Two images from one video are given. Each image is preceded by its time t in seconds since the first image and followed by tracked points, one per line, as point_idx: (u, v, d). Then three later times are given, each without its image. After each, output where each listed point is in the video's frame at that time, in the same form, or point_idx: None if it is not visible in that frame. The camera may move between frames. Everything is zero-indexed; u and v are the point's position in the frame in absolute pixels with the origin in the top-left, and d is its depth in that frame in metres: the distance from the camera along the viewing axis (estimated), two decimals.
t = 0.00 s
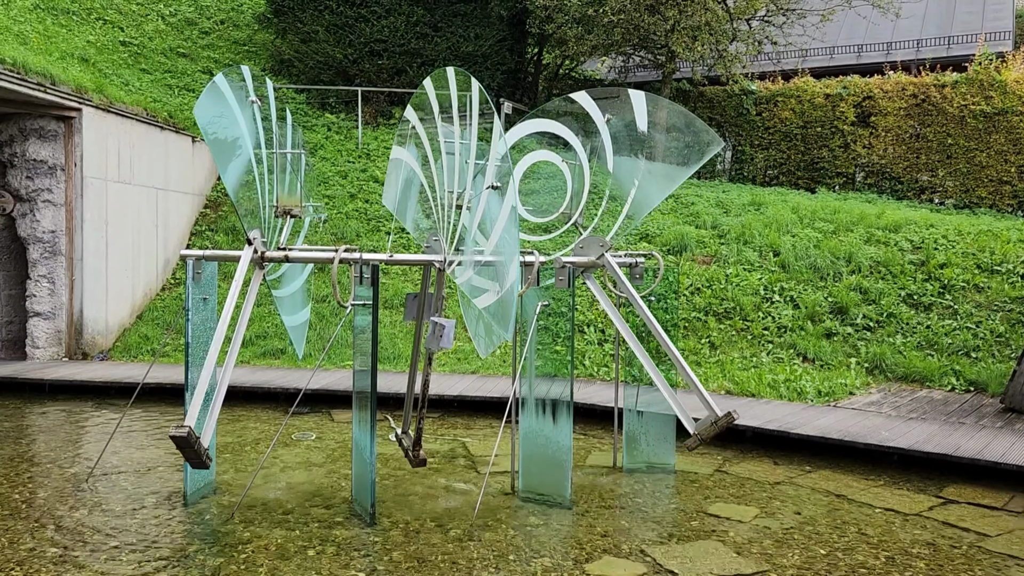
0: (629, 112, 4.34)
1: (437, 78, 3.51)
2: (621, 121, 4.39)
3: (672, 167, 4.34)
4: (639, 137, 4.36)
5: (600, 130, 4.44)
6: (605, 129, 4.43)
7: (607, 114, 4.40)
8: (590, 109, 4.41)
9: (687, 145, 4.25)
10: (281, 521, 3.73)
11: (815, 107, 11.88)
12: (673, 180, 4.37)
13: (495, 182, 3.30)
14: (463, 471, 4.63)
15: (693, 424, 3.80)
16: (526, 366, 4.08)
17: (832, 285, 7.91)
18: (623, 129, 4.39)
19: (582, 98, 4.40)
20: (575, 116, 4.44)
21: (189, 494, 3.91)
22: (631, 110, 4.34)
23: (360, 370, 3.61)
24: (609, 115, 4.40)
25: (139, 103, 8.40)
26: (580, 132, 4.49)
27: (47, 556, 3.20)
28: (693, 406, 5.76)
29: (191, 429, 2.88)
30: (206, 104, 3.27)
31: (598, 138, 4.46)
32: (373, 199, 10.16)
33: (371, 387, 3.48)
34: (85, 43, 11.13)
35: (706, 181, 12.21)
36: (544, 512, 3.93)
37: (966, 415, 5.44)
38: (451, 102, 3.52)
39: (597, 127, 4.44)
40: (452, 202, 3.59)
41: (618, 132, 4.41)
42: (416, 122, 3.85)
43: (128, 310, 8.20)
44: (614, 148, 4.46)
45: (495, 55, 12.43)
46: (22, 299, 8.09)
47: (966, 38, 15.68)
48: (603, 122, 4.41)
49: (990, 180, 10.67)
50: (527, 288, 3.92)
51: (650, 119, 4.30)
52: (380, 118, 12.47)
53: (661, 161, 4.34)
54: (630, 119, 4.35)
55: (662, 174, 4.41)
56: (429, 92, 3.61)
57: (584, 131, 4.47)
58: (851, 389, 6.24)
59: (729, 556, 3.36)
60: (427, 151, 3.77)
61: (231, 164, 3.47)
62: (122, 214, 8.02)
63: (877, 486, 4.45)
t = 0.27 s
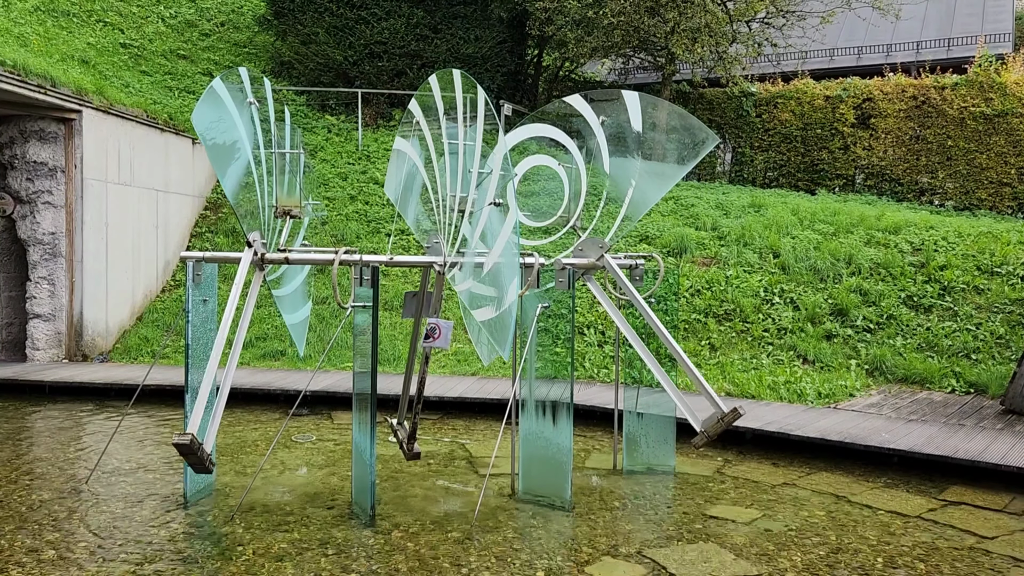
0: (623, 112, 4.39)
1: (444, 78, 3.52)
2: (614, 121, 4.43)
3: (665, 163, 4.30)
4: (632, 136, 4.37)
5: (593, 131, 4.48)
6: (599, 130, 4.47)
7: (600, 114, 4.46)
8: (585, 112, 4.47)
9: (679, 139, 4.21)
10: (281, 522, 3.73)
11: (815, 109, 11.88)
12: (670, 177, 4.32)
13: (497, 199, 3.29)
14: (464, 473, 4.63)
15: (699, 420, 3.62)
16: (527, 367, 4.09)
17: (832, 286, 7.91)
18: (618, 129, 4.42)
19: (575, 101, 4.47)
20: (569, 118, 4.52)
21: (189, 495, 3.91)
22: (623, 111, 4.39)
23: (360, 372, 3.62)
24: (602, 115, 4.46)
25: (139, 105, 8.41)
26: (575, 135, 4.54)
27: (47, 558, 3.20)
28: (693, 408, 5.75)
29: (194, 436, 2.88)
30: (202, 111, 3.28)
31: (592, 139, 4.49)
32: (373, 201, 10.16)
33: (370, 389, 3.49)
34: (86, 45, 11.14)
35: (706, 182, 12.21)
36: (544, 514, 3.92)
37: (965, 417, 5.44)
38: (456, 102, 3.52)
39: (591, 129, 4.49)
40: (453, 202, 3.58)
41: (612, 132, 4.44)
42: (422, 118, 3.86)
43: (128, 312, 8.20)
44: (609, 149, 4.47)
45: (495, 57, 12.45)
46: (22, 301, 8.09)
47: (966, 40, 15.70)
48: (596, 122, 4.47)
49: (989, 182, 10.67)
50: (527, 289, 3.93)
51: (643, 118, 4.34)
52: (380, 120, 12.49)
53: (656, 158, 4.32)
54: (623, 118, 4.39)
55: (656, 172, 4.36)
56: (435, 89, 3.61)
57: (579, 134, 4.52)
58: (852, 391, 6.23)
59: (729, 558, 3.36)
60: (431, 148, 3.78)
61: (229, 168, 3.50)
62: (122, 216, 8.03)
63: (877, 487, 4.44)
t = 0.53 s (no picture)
0: (618, 114, 4.40)
1: (448, 79, 3.54)
2: (610, 123, 4.44)
3: (663, 163, 4.31)
4: (629, 137, 4.38)
5: (590, 133, 4.49)
6: (596, 132, 4.48)
7: (596, 116, 4.47)
8: (580, 114, 4.50)
9: (676, 138, 4.25)
10: (281, 524, 3.73)
11: (815, 110, 11.89)
12: (667, 176, 4.34)
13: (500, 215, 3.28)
14: (463, 474, 4.63)
15: (704, 418, 3.57)
16: (527, 369, 4.08)
17: (832, 288, 7.91)
18: (614, 131, 4.43)
19: (571, 104, 4.51)
20: (566, 120, 4.54)
21: (189, 497, 3.90)
22: (620, 112, 4.40)
23: (360, 373, 3.61)
24: (598, 117, 4.47)
25: (139, 106, 8.42)
26: (571, 138, 4.53)
27: (47, 559, 3.20)
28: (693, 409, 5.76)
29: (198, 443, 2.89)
30: (200, 118, 3.29)
31: (588, 140, 4.49)
32: (373, 202, 10.16)
33: (370, 390, 3.48)
34: (86, 46, 11.15)
35: (705, 184, 12.22)
36: (544, 515, 3.92)
37: (965, 419, 5.44)
38: (460, 102, 3.54)
39: (587, 131, 4.50)
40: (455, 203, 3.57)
41: (609, 133, 4.45)
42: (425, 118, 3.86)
43: (128, 313, 8.20)
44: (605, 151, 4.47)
45: (495, 59, 12.46)
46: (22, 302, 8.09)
47: (965, 42, 15.72)
48: (592, 124, 4.49)
49: (989, 184, 10.68)
50: (527, 291, 3.92)
51: (639, 119, 4.35)
52: (380, 121, 12.50)
53: (653, 158, 4.33)
54: (620, 120, 4.40)
55: (653, 172, 4.37)
56: (440, 90, 3.63)
57: (576, 136, 4.53)
58: (852, 392, 6.24)
59: (729, 560, 3.36)
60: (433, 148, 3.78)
61: (226, 172, 3.52)
62: (122, 217, 8.02)
63: (877, 489, 4.44)
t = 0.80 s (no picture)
0: (615, 114, 4.39)
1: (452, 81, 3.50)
2: (607, 124, 4.43)
3: (660, 164, 4.33)
4: (626, 138, 4.38)
5: (587, 134, 4.50)
6: (593, 134, 4.48)
7: (593, 117, 4.46)
8: (577, 115, 4.48)
9: (674, 138, 4.25)
10: (281, 524, 3.73)
11: (814, 111, 11.89)
12: (665, 176, 4.36)
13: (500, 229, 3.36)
14: (463, 475, 4.63)
15: (708, 415, 3.61)
16: (526, 370, 4.07)
17: (831, 289, 7.91)
18: (611, 131, 4.42)
19: (567, 106, 4.47)
20: (564, 121, 4.52)
21: (189, 497, 3.90)
22: (616, 113, 4.39)
23: (360, 374, 3.60)
24: (595, 118, 4.46)
25: (139, 107, 8.43)
26: (570, 139, 4.54)
27: (47, 560, 3.20)
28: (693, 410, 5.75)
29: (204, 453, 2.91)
30: (197, 125, 3.26)
31: (586, 142, 4.50)
32: (372, 203, 10.16)
33: (370, 391, 3.49)
34: (86, 47, 11.15)
35: (705, 184, 12.23)
36: (543, 516, 3.92)
37: (965, 419, 5.44)
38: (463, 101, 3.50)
39: (585, 132, 4.50)
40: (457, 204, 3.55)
41: (606, 134, 4.45)
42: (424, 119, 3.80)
43: (127, 314, 8.20)
44: (602, 152, 4.48)
45: (495, 59, 12.46)
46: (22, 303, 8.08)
47: (964, 43, 15.74)
48: (589, 125, 4.48)
49: (988, 185, 10.69)
50: (527, 292, 3.91)
51: (636, 119, 4.33)
52: (380, 122, 12.51)
53: (651, 157, 4.34)
54: (617, 121, 4.39)
55: (650, 173, 4.39)
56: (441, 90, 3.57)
57: (574, 137, 4.53)
58: (851, 393, 6.24)
59: (728, 560, 3.36)
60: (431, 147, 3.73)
61: (225, 177, 3.51)
62: (122, 218, 8.02)
63: (877, 490, 4.45)
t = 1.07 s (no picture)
0: (611, 115, 4.38)
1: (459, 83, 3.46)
2: (603, 124, 4.43)
3: (657, 162, 4.31)
4: (623, 138, 4.37)
5: (584, 134, 4.50)
6: (591, 134, 4.49)
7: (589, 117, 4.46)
8: (574, 116, 4.48)
9: (671, 136, 4.23)
10: (280, 525, 3.73)
11: (814, 111, 11.89)
12: (664, 174, 4.33)
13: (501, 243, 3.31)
14: (463, 475, 4.63)
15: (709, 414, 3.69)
16: (525, 370, 4.07)
17: (831, 289, 7.91)
18: (608, 132, 4.42)
19: (564, 107, 4.49)
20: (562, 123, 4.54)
21: (189, 497, 3.90)
22: (612, 112, 4.38)
23: (359, 374, 3.60)
24: (591, 119, 4.46)
25: (138, 107, 8.43)
26: (567, 139, 4.55)
27: (46, 560, 3.20)
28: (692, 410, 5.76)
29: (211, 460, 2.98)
30: (192, 135, 3.31)
31: (584, 142, 4.50)
32: (372, 203, 10.16)
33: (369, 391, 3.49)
34: (85, 47, 11.15)
35: (704, 185, 12.23)
36: (543, 516, 3.93)
37: (964, 420, 5.44)
38: (470, 101, 3.45)
39: (582, 133, 4.50)
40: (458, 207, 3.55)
41: (602, 135, 4.45)
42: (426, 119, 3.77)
43: (127, 314, 8.20)
44: (600, 153, 4.49)
45: (494, 59, 12.45)
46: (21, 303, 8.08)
47: (964, 43, 15.75)
48: (586, 126, 4.48)
49: (988, 185, 10.69)
50: (527, 292, 3.92)
51: (633, 119, 4.32)
52: (379, 122, 12.51)
53: (648, 157, 4.32)
54: (613, 121, 4.38)
55: (648, 171, 4.36)
56: (446, 90, 3.53)
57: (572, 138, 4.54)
58: (851, 393, 6.24)
59: (728, 561, 3.36)
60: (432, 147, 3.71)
61: (220, 181, 3.58)
62: (121, 218, 8.02)
63: (876, 490, 4.45)
